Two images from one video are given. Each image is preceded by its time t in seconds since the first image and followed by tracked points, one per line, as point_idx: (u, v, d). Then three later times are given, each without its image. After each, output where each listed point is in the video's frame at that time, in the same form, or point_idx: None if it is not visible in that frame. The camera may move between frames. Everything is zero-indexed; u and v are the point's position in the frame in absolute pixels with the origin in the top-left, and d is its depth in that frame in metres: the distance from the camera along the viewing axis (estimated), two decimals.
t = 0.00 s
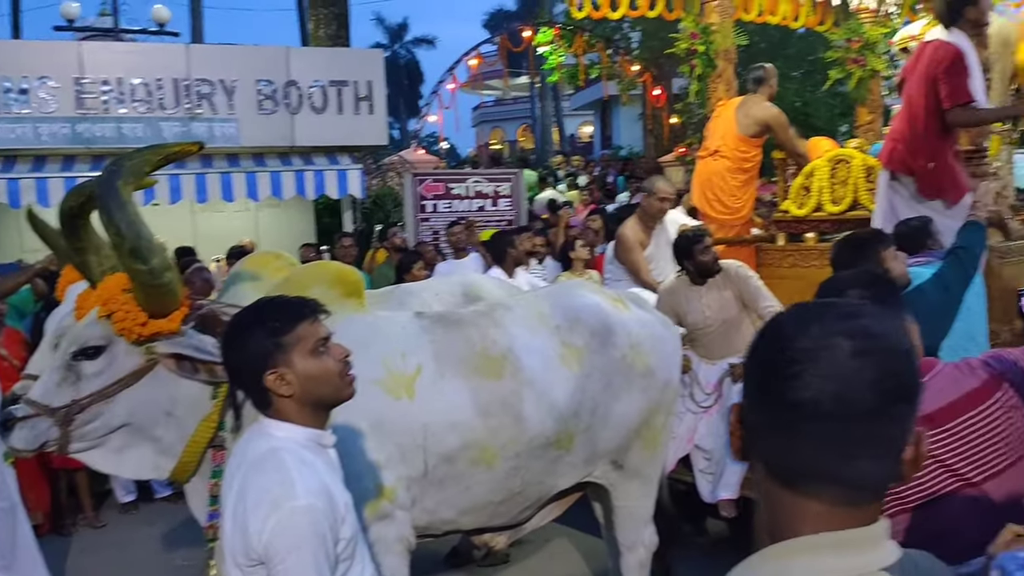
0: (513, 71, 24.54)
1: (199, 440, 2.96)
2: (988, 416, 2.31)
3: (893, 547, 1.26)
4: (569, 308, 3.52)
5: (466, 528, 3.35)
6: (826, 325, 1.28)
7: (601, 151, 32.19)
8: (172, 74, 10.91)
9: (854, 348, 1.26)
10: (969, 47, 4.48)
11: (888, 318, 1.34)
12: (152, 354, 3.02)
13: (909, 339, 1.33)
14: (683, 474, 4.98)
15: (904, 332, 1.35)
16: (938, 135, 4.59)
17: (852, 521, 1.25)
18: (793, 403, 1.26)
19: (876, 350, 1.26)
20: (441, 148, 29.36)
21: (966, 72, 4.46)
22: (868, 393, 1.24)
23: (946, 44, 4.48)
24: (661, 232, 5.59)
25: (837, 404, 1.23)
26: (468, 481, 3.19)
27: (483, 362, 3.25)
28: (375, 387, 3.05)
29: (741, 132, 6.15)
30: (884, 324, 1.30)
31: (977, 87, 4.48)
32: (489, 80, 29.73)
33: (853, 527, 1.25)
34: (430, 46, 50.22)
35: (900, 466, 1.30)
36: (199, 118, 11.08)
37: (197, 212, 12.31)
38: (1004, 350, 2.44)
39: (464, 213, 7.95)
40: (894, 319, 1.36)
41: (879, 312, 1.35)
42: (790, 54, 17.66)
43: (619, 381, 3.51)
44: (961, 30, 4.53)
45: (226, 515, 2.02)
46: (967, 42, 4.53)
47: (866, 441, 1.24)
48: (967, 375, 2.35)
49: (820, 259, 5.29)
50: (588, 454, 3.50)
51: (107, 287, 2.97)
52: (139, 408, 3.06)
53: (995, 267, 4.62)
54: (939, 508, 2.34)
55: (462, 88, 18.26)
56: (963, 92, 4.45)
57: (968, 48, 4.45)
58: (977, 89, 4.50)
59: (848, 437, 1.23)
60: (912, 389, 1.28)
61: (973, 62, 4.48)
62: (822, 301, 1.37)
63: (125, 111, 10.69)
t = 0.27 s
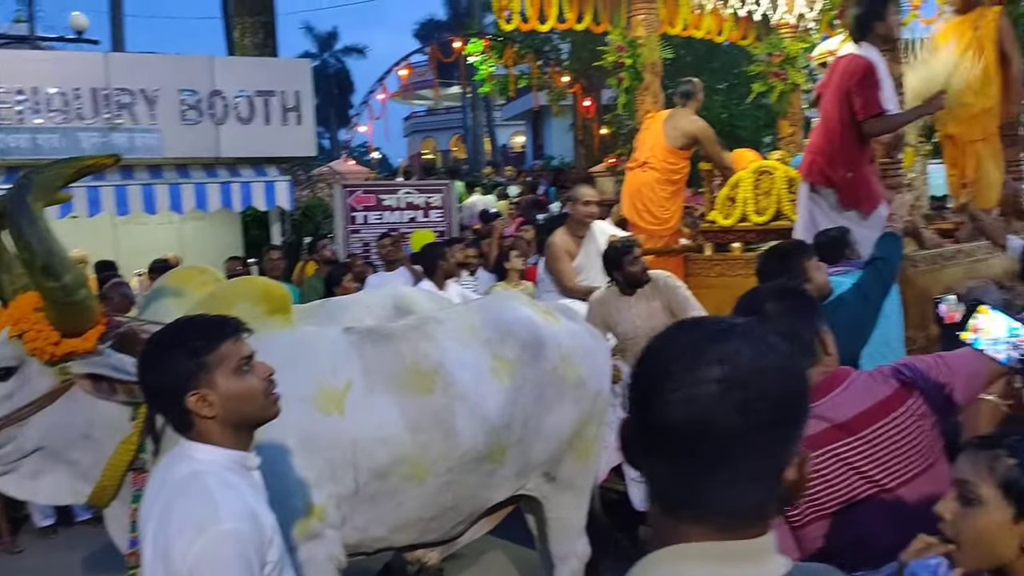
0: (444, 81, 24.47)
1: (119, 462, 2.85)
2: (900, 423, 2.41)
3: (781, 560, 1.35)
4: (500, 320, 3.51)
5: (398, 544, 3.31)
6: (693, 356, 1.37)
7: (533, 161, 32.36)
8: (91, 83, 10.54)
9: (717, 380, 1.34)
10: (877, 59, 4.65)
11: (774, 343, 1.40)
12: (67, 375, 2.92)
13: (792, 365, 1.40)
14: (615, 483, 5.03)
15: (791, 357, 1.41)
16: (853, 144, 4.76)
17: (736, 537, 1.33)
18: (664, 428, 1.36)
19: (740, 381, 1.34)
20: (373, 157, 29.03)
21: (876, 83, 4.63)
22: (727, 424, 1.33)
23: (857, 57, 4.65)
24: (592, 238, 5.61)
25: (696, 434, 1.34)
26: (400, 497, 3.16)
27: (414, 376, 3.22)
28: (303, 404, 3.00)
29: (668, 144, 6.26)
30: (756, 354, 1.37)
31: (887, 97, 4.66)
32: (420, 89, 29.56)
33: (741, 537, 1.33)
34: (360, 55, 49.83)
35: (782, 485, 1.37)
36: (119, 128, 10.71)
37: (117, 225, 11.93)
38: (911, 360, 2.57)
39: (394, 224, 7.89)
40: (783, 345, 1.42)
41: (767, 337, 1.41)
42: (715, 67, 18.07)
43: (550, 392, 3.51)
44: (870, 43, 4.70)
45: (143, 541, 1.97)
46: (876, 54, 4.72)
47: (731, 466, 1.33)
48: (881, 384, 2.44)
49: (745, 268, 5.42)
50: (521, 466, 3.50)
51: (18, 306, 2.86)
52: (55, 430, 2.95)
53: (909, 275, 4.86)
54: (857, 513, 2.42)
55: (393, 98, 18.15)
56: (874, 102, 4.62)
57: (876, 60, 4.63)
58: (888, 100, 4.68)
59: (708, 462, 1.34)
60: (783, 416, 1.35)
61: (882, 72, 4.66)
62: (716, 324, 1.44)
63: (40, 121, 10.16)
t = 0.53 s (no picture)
0: (371, 95, 24.31)
1: (27, 489, 2.72)
2: (816, 432, 2.48)
3: None
4: (427, 335, 3.48)
5: (325, 566, 3.24)
6: (549, 394, 1.41)
7: (461, 175, 32.39)
8: None
9: (570, 420, 1.38)
10: (788, 78, 4.82)
11: (640, 379, 1.44)
12: None
13: (658, 402, 1.43)
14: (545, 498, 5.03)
15: (661, 391, 1.45)
16: (767, 160, 4.92)
17: (594, 562, 1.40)
18: (523, 461, 1.40)
19: (593, 421, 1.38)
20: (299, 171, 28.60)
21: (787, 101, 4.79)
22: (581, 462, 1.37)
23: (769, 77, 4.81)
24: (518, 252, 5.59)
25: (547, 470, 1.38)
26: (327, 516, 3.10)
27: (340, 393, 3.17)
28: (224, 424, 2.92)
29: (595, 160, 6.34)
30: (615, 394, 1.40)
31: (797, 115, 4.83)
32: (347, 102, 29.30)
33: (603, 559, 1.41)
34: (285, 68, 49.17)
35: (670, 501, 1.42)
36: (30, 140, 10.29)
37: (28, 241, 11.44)
38: (825, 372, 2.66)
39: (321, 239, 7.77)
40: (654, 378, 1.45)
41: (633, 370, 1.45)
42: (639, 83, 18.44)
43: (479, 407, 3.49)
44: (782, 62, 4.86)
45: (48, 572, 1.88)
46: (787, 73, 4.88)
47: (586, 499, 1.38)
48: (799, 396, 2.51)
49: (671, 281, 5.54)
50: (450, 484, 3.46)
51: None
52: None
53: (827, 286, 5.04)
54: (775, 521, 2.46)
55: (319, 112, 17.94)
56: (785, 120, 4.79)
57: (786, 79, 4.79)
58: (798, 117, 4.85)
59: (565, 498, 1.39)
60: (642, 454, 1.39)
61: (792, 91, 4.82)
62: (583, 353, 1.47)
63: None
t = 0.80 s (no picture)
0: (301, 111, 24.01)
1: None
2: (741, 448, 2.52)
3: None
4: (354, 354, 3.43)
5: None
6: (451, 418, 1.46)
7: (393, 192, 32.22)
8: None
9: (468, 441, 1.43)
10: (710, 99, 4.93)
11: (541, 400, 1.49)
12: None
13: (562, 424, 1.48)
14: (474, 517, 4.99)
15: (565, 413, 1.50)
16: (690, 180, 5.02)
17: None
18: (428, 482, 1.46)
19: (491, 441, 1.43)
20: (226, 188, 28.03)
21: (709, 122, 4.90)
22: (483, 482, 1.42)
23: (692, 98, 4.91)
24: (448, 269, 5.61)
25: (449, 489, 1.43)
26: (251, 541, 3.00)
27: (263, 414, 3.10)
28: (141, 449, 2.84)
29: (525, 178, 6.36)
30: (515, 414, 1.45)
31: (718, 136, 4.94)
32: (275, 118, 28.88)
33: None
34: (211, 82, 48.25)
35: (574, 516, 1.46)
36: None
37: None
38: (749, 389, 2.71)
39: (248, 256, 7.62)
40: (557, 400, 1.50)
41: (536, 393, 1.50)
42: (569, 102, 18.66)
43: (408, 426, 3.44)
44: (704, 84, 4.97)
45: None
46: (709, 95, 5.00)
47: (484, 519, 1.42)
48: (724, 412, 2.56)
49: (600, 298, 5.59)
50: (379, 505, 3.39)
51: None
52: None
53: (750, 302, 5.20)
54: (700, 535, 2.49)
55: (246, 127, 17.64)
56: (706, 141, 4.89)
57: (708, 101, 4.90)
58: (719, 138, 4.96)
59: (471, 519, 1.43)
60: (543, 473, 1.43)
61: (714, 113, 4.94)
62: (488, 377, 1.53)
63: None
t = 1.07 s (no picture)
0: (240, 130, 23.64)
1: None
2: (674, 479, 2.54)
3: None
4: (290, 383, 3.38)
5: None
6: (368, 461, 1.56)
7: (335, 213, 31.91)
8: None
9: (386, 482, 1.52)
10: (646, 126, 5.02)
11: (458, 442, 1.58)
12: None
13: (480, 465, 1.58)
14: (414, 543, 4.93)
15: (483, 454, 1.59)
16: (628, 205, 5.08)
17: None
18: (347, 523, 1.54)
19: (407, 483, 1.52)
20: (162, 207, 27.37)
21: (646, 148, 4.98)
22: (395, 522, 1.50)
23: (629, 124, 4.99)
24: (389, 293, 5.58)
25: (365, 531, 1.52)
26: None
27: (195, 443, 2.99)
28: (64, 478, 2.69)
29: (466, 202, 6.37)
30: (431, 456, 1.55)
31: (655, 161, 5.03)
32: (214, 136, 28.39)
33: None
34: (149, 98, 47.32)
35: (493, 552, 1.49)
36: None
37: None
38: (686, 420, 2.78)
39: (184, 277, 7.44)
40: (475, 441, 1.60)
41: (453, 435, 1.60)
42: (512, 125, 18.74)
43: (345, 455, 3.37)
44: (641, 111, 5.06)
45: None
46: (645, 121, 5.09)
47: (399, 558, 1.49)
48: (659, 442, 2.58)
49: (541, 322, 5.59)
50: (315, 535, 3.25)
51: None
52: None
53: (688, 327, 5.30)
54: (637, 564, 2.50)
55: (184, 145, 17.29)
56: (644, 166, 4.96)
57: (644, 127, 4.99)
58: (655, 163, 5.04)
59: (387, 557, 1.50)
60: (458, 513, 1.51)
61: (650, 139, 5.02)
62: (409, 421, 1.63)
63: None
